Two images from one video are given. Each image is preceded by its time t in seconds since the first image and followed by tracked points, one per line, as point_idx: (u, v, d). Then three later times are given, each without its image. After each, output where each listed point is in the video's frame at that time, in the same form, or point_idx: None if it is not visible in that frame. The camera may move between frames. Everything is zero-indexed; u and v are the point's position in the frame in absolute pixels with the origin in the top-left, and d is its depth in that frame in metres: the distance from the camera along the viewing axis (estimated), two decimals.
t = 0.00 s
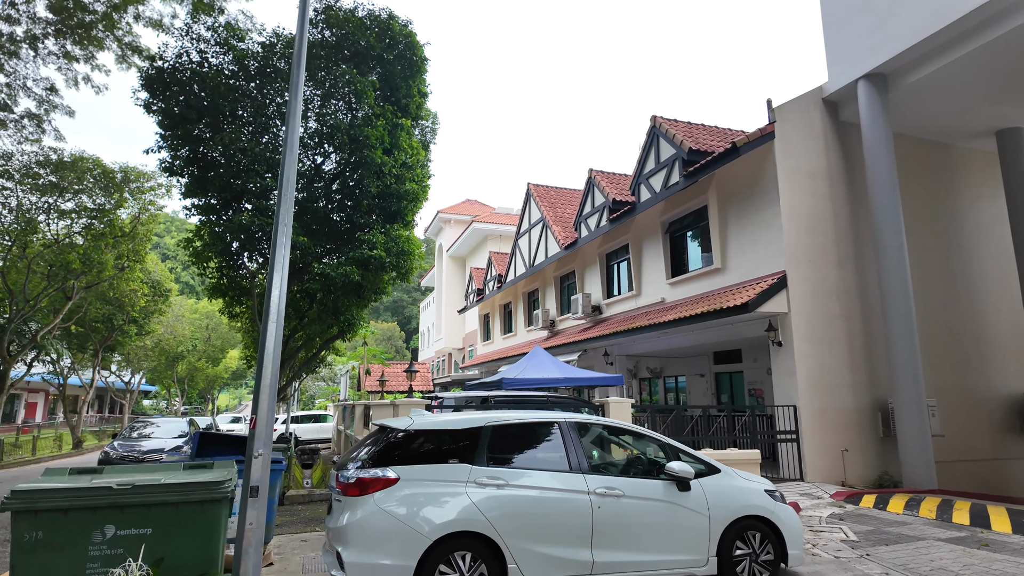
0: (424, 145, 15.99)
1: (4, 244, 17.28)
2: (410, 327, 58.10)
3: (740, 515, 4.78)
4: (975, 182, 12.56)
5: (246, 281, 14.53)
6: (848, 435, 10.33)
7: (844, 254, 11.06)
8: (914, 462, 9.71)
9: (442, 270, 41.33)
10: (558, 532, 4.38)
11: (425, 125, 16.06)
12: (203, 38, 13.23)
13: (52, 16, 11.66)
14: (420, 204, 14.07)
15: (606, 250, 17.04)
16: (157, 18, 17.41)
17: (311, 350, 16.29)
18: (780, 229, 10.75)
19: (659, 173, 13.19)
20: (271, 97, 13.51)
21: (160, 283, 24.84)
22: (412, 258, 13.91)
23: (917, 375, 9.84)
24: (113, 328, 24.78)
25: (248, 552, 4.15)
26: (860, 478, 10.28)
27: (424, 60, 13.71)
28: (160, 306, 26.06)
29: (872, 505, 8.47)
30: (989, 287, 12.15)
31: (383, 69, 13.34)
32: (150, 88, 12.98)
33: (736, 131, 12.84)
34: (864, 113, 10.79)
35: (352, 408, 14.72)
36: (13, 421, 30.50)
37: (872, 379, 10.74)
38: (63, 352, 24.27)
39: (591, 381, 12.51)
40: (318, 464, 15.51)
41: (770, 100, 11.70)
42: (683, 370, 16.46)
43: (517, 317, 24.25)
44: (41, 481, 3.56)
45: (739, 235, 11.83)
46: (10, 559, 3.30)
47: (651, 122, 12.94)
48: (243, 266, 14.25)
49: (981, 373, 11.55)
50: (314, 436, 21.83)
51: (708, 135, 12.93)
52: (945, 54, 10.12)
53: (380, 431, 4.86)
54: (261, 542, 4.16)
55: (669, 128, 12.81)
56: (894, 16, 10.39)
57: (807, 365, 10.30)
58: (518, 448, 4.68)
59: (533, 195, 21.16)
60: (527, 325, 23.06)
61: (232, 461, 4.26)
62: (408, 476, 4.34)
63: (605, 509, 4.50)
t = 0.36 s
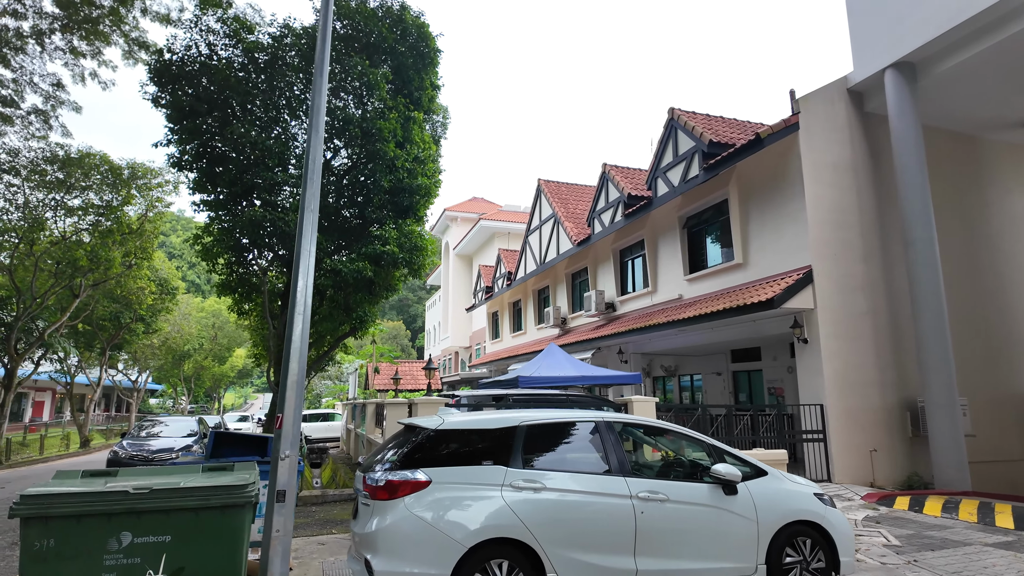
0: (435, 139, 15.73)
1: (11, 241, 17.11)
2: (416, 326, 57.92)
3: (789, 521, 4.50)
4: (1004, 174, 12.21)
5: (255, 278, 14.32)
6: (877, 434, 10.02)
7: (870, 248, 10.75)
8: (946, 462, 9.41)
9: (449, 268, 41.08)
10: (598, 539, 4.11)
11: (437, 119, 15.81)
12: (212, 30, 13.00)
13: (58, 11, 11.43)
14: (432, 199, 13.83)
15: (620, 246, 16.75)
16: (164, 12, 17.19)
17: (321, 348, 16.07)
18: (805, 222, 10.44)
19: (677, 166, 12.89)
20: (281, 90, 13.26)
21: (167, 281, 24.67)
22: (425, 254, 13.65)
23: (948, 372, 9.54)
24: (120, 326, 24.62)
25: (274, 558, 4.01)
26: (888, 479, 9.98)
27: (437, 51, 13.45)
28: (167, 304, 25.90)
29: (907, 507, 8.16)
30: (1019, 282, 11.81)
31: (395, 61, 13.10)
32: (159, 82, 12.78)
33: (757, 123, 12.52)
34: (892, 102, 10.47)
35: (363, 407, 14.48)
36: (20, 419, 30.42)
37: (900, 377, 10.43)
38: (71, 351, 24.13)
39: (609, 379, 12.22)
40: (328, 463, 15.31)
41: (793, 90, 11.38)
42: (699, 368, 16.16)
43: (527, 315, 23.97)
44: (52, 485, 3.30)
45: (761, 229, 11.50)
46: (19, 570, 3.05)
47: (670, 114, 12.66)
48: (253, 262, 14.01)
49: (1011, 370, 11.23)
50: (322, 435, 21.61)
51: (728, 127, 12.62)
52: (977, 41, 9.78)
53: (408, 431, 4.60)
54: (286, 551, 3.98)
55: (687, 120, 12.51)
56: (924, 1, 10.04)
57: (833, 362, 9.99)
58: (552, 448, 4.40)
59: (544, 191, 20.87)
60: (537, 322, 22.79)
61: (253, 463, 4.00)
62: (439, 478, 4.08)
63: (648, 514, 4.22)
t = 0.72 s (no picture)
0: (450, 135, 15.45)
1: (23, 240, 16.97)
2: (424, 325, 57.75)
3: (853, 532, 4.19)
4: None
5: (268, 276, 14.10)
6: (913, 436, 9.68)
7: (903, 243, 10.40)
8: (987, 465, 9.06)
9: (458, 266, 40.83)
10: (652, 551, 3.82)
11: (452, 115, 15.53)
12: (226, 24, 12.78)
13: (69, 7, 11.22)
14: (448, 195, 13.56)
15: (638, 243, 16.43)
16: (175, 8, 16.99)
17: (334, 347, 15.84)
18: (837, 217, 10.09)
19: (699, 160, 12.57)
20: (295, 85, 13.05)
21: (177, 280, 24.55)
22: (441, 252, 13.38)
23: (988, 371, 9.18)
24: (131, 325, 24.54)
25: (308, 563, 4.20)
26: (925, 482, 9.63)
27: (453, 44, 13.18)
28: (177, 303, 25.77)
29: (951, 513, 7.81)
30: None
31: (411, 53, 12.83)
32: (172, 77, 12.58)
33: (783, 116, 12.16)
34: (926, 92, 10.09)
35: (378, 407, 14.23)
36: (32, 419, 30.43)
37: (935, 376, 10.08)
38: (82, 350, 24.06)
39: (631, 379, 11.91)
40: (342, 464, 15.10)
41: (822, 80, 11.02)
42: (719, 368, 15.81)
43: (540, 313, 23.68)
44: (70, 495, 3.06)
45: (788, 224, 11.16)
46: None
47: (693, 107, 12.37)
48: (266, 260, 13.80)
49: None
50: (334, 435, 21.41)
51: (753, 120, 12.28)
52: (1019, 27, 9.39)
53: (444, 434, 4.32)
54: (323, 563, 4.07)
55: (711, 113, 12.19)
56: None
57: (867, 361, 9.64)
58: (600, 454, 4.10)
59: (558, 188, 20.57)
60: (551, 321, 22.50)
61: (283, 469, 3.75)
62: (481, 487, 3.80)
63: (705, 524, 3.93)
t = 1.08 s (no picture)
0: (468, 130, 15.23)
1: (39, 239, 16.94)
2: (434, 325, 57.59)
3: (927, 537, 3.94)
4: None
5: (287, 273, 13.97)
6: (953, 436, 9.37)
7: (941, 237, 10.08)
8: None
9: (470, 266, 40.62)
10: (717, 557, 3.59)
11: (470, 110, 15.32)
12: (243, 18, 12.64)
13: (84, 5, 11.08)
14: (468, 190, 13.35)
15: (658, 240, 16.18)
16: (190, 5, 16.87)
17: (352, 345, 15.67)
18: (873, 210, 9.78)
19: (725, 154, 12.31)
20: (313, 80, 12.93)
21: (192, 279, 24.50)
22: (461, 248, 13.17)
23: None
24: (146, 324, 24.52)
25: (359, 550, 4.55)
26: (967, 484, 9.31)
27: (473, 37, 12.96)
28: (192, 303, 25.74)
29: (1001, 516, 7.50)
30: None
31: (430, 47, 12.63)
32: (190, 73, 12.47)
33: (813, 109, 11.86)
34: (965, 81, 9.76)
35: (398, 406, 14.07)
36: (48, 418, 30.53)
37: (975, 374, 9.75)
38: (99, 349, 24.10)
39: (656, 378, 11.69)
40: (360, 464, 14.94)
41: (854, 71, 10.73)
42: (743, 367, 15.51)
43: (556, 312, 23.45)
44: (109, 494, 3.05)
45: (820, 219, 10.87)
46: None
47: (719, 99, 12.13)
48: (285, 257, 13.67)
49: None
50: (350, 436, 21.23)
51: (781, 113, 12.00)
52: None
53: (492, 431, 4.10)
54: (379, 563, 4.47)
55: (738, 106, 11.93)
56: None
57: (906, 358, 9.32)
58: (659, 454, 3.87)
59: (575, 184, 20.32)
60: (567, 319, 22.28)
61: (327, 469, 3.61)
62: (536, 488, 3.58)
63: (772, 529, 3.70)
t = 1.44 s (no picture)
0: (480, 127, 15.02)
1: (47, 238, 16.80)
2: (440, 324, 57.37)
3: (994, 546, 3.73)
4: None
5: (298, 272, 13.82)
6: (983, 437, 9.15)
7: (969, 233, 9.83)
8: None
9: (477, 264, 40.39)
10: (775, 568, 3.39)
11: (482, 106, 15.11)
12: (254, 14, 12.44)
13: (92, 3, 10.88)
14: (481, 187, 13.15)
15: (673, 237, 15.95)
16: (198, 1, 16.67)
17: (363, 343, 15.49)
18: (901, 206, 9.54)
19: (744, 149, 12.09)
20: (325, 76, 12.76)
21: (199, 278, 24.36)
22: (475, 246, 12.97)
23: None
24: (153, 323, 24.39)
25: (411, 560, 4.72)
26: (997, 486, 9.09)
27: (487, 32, 12.75)
28: (199, 302, 25.60)
29: None
30: None
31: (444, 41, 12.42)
32: (200, 69, 12.29)
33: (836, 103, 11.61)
34: (995, 73, 9.51)
35: (411, 406, 13.88)
36: (55, 418, 30.46)
37: (1005, 374, 9.52)
38: (106, 349, 23.99)
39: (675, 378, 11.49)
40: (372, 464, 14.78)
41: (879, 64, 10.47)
42: (760, 366, 15.27)
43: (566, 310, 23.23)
44: (147, 504, 3.19)
45: (844, 215, 10.62)
46: None
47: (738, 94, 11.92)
48: (296, 256, 13.51)
49: None
50: (359, 435, 21.07)
51: (802, 107, 11.77)
52: None
53: (532, 435, 3.91)
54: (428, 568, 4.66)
55: (758, 100, 11.70)
56: None
57: (936, 358, 9.09)
58: (712, 458, 3.66)
59: (586, 182, 20.12)
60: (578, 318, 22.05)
61: (362, 475, 3.81)
62: (584, 494, 3.38)
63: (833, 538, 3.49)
